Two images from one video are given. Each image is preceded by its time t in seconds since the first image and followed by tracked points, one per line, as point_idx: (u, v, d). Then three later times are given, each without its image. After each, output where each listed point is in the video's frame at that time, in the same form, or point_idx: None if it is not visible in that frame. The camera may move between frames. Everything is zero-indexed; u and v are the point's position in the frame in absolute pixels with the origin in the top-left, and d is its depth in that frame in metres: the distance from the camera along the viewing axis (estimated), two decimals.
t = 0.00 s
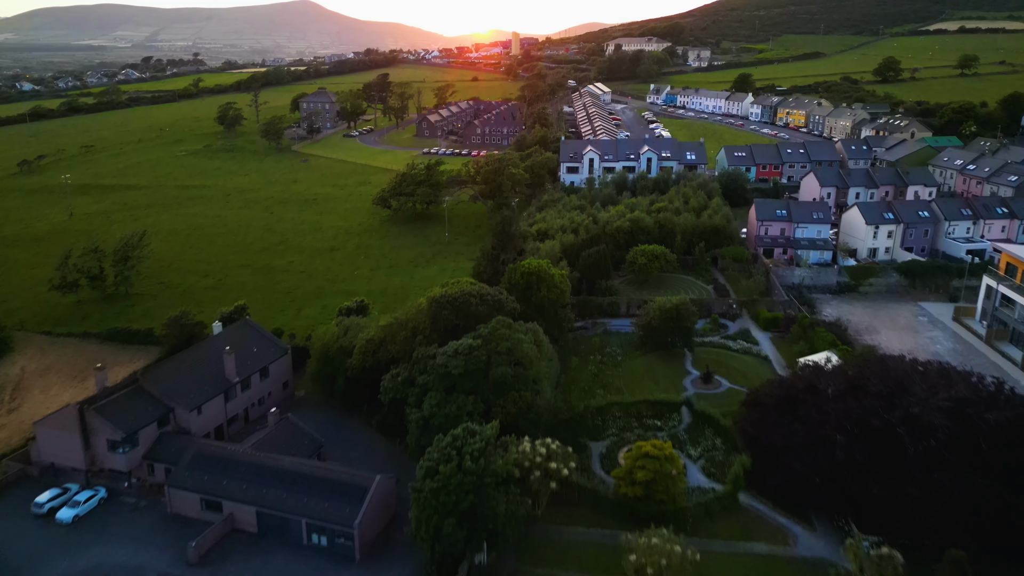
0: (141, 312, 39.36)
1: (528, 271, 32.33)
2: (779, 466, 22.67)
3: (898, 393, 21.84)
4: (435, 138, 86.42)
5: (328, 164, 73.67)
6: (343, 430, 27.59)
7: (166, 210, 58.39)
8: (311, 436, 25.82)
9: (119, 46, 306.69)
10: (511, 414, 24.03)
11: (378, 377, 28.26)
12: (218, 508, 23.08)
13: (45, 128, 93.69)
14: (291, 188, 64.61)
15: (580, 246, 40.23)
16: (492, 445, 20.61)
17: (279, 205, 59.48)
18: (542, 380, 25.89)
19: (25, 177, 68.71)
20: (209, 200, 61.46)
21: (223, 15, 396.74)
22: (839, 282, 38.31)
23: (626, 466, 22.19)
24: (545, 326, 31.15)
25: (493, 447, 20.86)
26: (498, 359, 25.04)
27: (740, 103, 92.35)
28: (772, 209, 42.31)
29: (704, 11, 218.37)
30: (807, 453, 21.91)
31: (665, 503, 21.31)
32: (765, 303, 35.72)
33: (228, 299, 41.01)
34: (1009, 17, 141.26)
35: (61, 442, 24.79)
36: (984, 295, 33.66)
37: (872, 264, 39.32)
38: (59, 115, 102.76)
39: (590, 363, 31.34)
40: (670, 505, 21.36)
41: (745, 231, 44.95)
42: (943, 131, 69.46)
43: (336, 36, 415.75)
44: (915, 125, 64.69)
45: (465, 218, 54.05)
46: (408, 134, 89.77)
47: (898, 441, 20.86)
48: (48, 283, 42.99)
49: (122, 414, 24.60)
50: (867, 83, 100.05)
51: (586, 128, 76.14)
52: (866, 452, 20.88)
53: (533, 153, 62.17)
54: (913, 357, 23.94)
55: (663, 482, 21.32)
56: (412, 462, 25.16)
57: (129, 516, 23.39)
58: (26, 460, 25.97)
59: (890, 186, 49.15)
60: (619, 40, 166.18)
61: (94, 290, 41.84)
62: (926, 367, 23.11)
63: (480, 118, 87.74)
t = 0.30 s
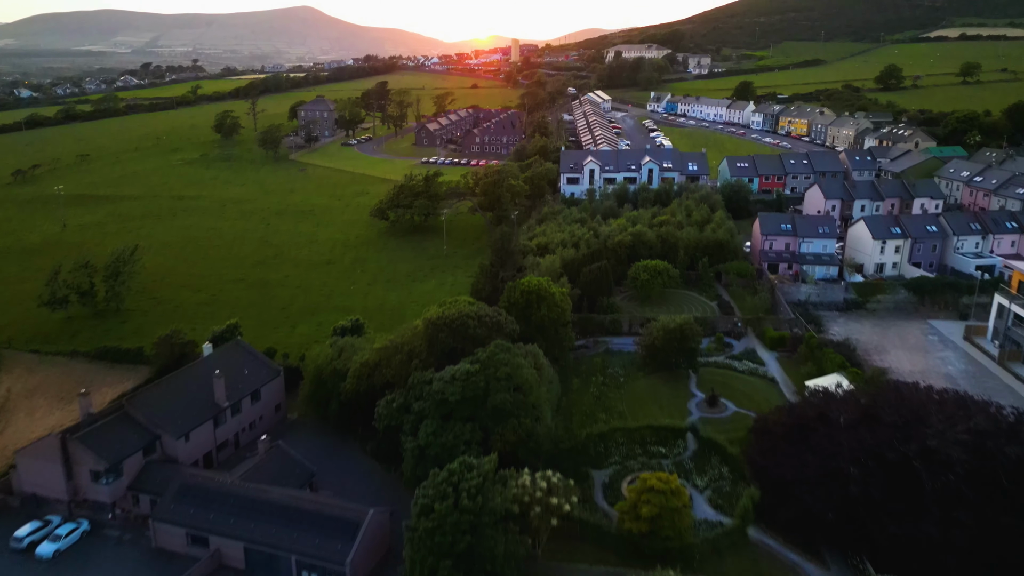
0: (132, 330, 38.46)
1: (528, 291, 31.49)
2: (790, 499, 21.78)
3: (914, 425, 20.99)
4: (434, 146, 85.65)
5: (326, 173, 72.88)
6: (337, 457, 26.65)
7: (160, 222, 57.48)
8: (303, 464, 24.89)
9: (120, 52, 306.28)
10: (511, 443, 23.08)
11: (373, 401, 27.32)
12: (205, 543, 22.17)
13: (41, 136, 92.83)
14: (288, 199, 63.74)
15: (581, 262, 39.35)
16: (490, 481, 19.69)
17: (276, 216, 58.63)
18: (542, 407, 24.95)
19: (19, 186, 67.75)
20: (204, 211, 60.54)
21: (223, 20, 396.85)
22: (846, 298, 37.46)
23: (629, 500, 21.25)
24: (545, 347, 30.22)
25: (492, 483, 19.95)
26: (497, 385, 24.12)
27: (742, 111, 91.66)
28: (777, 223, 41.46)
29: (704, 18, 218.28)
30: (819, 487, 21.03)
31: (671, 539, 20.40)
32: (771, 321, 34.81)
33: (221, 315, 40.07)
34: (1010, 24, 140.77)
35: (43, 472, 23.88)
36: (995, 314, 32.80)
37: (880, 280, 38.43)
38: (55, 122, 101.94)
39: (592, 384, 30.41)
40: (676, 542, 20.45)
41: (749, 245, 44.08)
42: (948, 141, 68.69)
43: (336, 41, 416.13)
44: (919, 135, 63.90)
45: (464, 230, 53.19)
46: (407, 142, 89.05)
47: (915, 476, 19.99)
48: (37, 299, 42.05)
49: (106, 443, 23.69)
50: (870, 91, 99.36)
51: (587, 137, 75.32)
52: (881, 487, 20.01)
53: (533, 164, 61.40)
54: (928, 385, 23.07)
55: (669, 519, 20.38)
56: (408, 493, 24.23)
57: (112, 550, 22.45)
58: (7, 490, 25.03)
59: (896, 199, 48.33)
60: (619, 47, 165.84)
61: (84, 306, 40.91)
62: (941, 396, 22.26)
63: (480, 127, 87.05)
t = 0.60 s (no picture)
0: (122, 350, 37.58)
1: (528, 313, 30.63)
2: (802, 536, 20.88)
3: (932, 460, 20.15)
4: (433, 157, 84.95)
5: (324, 185, 72.16)
6: (330, 486, 25.68)
7: (154, 235, 56.62)
8: (294, 497, 23.94)
9: (120, 60, 306.28)
10: (510, 477, 22.13)
11: (368, 429, 26.38)
12: None
13: (37, 146, 92.02)
14: (284, 212, 62.87)
15: (582, 279, 38.50)
16: (488, 522, 18.81)
17: (272, 229, 57.82)
18: (542, 437, 24.03)
19: (13, 198, 66.90)
20: (199, 224, 59.66)
21: (224, 28, 397.42)
22: (853, 318, 36.59)
23: (635, 538, 20.33)
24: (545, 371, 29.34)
25: (490, 523, 19.06)
26: (495, 415, 23.18)
27: (743, 121, 91.01)
28: (781, 240, 40.67)
29: (704, 27, 218.48)
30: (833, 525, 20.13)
31: None
32: (778, 342, 33.90)
33: (214, 334, 39.17)
34: (1010, 33, 140.53)
35: (23, 507, 22.92)
36: (1007, 336, 31.95)
37: (888, 298, 37.55)
38: (52, 132, 101.15)
39: (594, 410, 29.49)
40: None
41: (754, 261, 43.25)
42: (951, 152, 68.04)
43: (336, 50, 417.01)
44: (923, 147, 63.24)
45: (463, 244, 52.36)
46: (406, 153, 88.36)
47: (934, 515, 19.13)
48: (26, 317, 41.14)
49: (89, 476, 22.75)
50: (871, 101, 98.84)
51: (587, 148, 74.61)
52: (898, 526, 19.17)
53: (533, 177, 60.64)
54: (944, 416, 22.18)
55: (676, 560, 19.45)
56: (404, 527, 23.28)
57: None
58: None
59: (903, 214, 47.54)
60: (619, 56, 165.51)
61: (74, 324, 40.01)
62: (959, 429, 21.42)
63: (479, 138, 86.38)
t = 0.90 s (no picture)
0: (111, 370, 36.63)
1: (528, 336, 29.73)
2: None
3: (952, 498, 19.17)
4: (432, 168, 84.22)
5: (322, 196, 71.40)
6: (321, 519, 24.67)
7: (148, 250, 55.68)
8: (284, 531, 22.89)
9: (120, 67, 306.29)
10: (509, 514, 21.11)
11: (361, 459, 25.38)
12: None
13: (33, 156, 91.27)
14: (280, 225, 61.98)
15: (583, 297, 37.58)
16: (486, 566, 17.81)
17: (268, 243, 56.99)
18: (543, 469, 23.04)
19: (6, 211, 66.06)
20: (194, 238, 58.75)
21: (224, 35, 398.21)
22: (861, 338, 35.70)
23: None
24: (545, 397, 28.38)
25: (487, 567, 18.08)
26: (494, 447, 22.20)
27: (744, 132, 90.35)
28: (787, 256, 39.79)
29: (704, 36, 218.54)
30: (849, 567, 19.13)
31: None
32: (784, 363, 32.96)
33: (206, 354, 38.25)
34: (1011, 42, 140.24)
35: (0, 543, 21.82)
36: (1020, 359, 31.04)
37: (897, 317, 36.65)
38: (48, 142, 100.36)
39: (597, 436, 28.52)
40: None
41: (758, 277, 42.35)
42: (956, 164, 67.27)
43: (336, 58, 417.86)
44: (928, 159, 62.48)
45: (461, 258, 51.50)
46: (405, 164, 87.64)
47: (955, 558, 18.14)
48: (15, 335, 40.19)
49: (69, 511, 21.72)
50: (873, 111, 98.25)
51: (588, 160, 73.82)
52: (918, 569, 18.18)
53: (533, 190, 59.80)
54: (963, 450, 21.22)
55: None
56: (397, 565, 22.26)
57: None
58: None
59: (909, 229, 46.69)
60: (619, 65, 165.17)
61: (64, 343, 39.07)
62: (979, 464, 20.46)
63: (478, 149, 85.70)
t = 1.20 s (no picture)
0: (101, 390, 35.73)
1: (528, 359, 28.83)
2: None
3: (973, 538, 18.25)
4: (431, 178, 83.44)
5: (319, 207, 70.60)
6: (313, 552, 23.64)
7: (142, 263, 54.84)
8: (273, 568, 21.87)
9: (121, 75, 306.38)
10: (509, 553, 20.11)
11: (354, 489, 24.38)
12: None
13: (29, 166, 90.48)
14: (277, 237, 61.12)
15: (585, 316, 36.67)
16: None
17: (265, 256, 56.12)
18: (544, 503, 22.04)
19: None
20: (189, 250, 57.93)
21: (225, 43, 398.69)
22: (870, 358, 34.78)
23: None
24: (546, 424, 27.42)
25: None
26: (492, 481, 21.23)
27: (746, 141, 89.66)
28: (793, 273, 38.91)
29: (704, 44, 218.50)
30: None
31: None
32: (792, 385, 32.00)
33: (198, 373, 37.35)
34: (1012, 50, 139.78)
35: None
36: None
37: (907, 337, 35.73)
38: (45, 152, 99.64)
39: (599, 464, 27.55)
40: None
41: (763, 294, 41.44)
42: (961, 175, 66.44)
43: (336, 65, 418.39)
44: (933, 170, 61.68)
45: (460, 272, 50.60)
46: (404, 174, 86.81)
47: None
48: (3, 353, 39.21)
49: (49, 548, 20.74)
50: (875, 121, 97.58)
51: (589, 170, 72.99)
52: None
53: (533, 203, 58.95)
54: (983, 484, 20.29)
55: None
56: None
57: None
58: None
59: (917, 243, 45.81)
60: (619, 73, 165.01)
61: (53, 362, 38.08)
62: (1001, 500, 19.53)
63: (478, 160, 84.92)
